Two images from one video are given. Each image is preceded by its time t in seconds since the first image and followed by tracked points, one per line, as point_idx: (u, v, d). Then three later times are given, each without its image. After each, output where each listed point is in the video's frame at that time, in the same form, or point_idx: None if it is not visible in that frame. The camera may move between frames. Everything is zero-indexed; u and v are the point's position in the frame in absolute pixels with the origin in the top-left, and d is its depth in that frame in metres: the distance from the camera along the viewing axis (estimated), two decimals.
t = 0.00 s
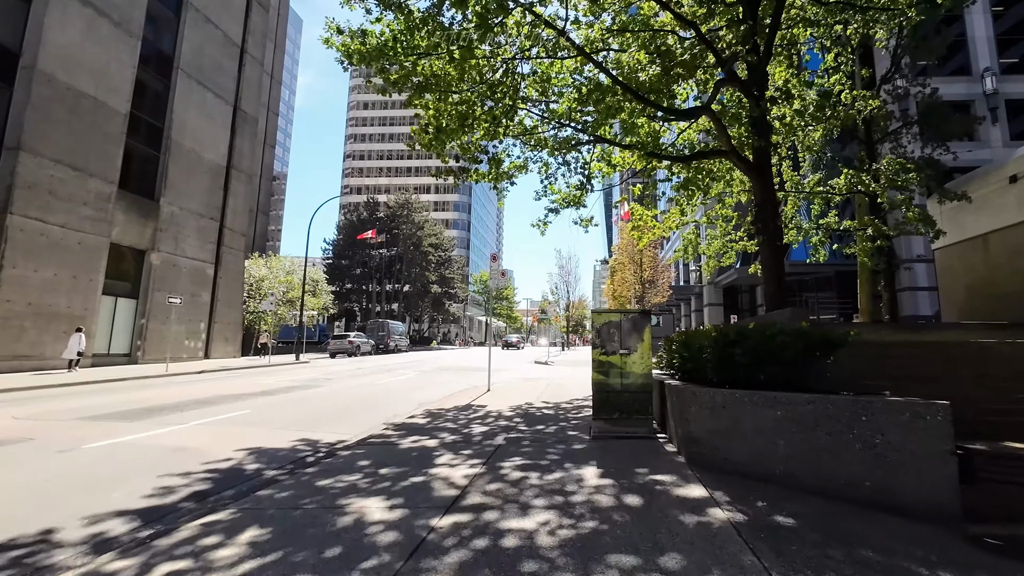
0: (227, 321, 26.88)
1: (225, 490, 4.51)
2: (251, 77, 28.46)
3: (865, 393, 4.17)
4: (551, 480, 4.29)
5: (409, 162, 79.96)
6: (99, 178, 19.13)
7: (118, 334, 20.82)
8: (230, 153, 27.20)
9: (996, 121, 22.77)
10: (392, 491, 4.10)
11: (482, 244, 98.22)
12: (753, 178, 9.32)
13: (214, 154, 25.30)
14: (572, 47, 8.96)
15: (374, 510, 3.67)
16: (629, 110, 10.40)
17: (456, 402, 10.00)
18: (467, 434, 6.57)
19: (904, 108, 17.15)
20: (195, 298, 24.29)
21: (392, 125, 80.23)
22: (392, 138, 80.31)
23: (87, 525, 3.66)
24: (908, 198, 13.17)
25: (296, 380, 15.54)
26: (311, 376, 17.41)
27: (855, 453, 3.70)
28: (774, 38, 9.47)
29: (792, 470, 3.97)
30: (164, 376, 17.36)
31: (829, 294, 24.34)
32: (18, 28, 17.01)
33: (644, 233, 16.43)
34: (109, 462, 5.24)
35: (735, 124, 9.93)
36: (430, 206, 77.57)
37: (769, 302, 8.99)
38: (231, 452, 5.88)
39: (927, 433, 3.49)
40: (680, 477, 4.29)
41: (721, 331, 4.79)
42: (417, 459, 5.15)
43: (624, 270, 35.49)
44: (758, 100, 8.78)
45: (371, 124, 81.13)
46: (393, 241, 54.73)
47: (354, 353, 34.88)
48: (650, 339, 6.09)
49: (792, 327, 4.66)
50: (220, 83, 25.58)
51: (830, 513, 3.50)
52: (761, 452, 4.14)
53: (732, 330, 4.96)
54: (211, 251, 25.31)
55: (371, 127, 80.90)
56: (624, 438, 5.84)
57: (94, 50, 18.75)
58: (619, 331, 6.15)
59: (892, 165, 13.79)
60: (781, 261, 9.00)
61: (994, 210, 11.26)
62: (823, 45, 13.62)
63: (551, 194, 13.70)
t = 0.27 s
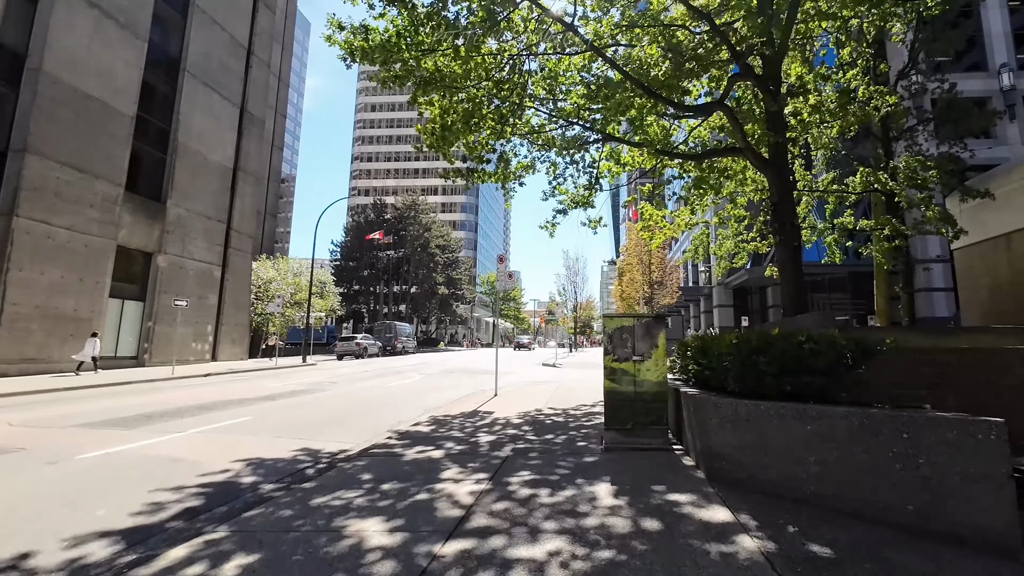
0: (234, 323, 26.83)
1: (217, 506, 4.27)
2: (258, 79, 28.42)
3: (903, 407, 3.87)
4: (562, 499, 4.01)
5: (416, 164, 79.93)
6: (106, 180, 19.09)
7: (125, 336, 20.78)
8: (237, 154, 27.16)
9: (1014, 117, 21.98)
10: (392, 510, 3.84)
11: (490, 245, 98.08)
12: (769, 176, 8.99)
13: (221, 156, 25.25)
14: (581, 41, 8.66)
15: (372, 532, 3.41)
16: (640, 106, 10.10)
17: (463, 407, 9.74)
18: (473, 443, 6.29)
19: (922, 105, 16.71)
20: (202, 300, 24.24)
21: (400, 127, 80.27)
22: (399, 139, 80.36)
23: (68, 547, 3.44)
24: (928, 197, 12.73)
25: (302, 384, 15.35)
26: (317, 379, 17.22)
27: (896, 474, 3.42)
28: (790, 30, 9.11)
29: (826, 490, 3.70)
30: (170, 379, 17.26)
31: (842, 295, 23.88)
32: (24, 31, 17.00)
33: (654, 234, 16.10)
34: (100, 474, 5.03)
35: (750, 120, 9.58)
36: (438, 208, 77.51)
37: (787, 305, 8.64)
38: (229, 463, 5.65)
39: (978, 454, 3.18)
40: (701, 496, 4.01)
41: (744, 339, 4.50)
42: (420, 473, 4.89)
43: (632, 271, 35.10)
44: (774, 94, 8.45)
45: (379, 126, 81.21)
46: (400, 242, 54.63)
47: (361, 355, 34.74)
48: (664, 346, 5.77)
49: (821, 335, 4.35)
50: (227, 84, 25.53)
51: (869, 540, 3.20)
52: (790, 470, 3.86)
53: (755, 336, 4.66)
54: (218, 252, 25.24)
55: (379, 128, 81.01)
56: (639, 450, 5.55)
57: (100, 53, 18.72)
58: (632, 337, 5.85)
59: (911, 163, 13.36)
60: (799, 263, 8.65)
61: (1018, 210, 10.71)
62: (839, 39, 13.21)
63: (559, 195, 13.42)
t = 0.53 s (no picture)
0: (245, 323, 26.87)
1: (217, 511, 4.07)
2: (266, 79, 28.40)
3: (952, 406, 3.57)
4: (580, 504, 3.76)
5: (425, 164, 79.92)
6: (116, 180, 19.11)
7: (135, 336, 20.81)
8: (246, 154, 27.16)
9: None
10: (400, 515, 3.62)
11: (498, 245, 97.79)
12: (789, 167, 8.64)
13: (230, 156, 25.24)
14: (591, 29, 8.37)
15: (378, 540, 3.19)
16: (653, 97, 9.80)
17: (472, 407, 9.48)
18: (483, 444, 6.06)
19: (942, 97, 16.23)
20: (212, 300, 24.24)
21: (408, 127, 80.30)
22: (408, 140, 80.46)
23: (57, 555, 3.24)
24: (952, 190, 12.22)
25: (310, 383, 15.20)
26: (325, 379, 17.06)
27: (952, 479, 3.14)
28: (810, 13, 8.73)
29: (868, 495, 3.43)
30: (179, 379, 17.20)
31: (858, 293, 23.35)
32: (34, 31, 17.04)
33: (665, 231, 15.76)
34: (99, 476, 4.85)
35: (769, 110, 9.22)
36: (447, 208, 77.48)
37: (809, 301, 8.27)
38: (232, 465, 5.46)
39: None
40: (733, 501, 3.78)
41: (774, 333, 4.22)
42: (430, 476, 4.66)
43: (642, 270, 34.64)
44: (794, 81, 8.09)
45: (388, 126, 81.28)
46: (409, 243, 54.56)
47: (370, 355, 34.64)
48: (685, 343, 5.44)
49: (859, 329, 4.06)
50: (236, 84, 25.52)
51: (921, 553, 2.91)
52: (829, 474, 3.61)
53: (785, 332, 4.39)
54: (228, 252, 25.23)
55: (388, 129, 81.12)
56: (659, 454, 5.26)
57: (110, 52, 18.75)
58: (650, 334, 5.58)
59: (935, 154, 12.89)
60: (821, 257, 8.30)
61: None
62: (859, 28, 12.78)
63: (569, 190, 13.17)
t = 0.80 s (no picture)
0: (255, 324, 26.83)
1: (214, 527, 3.81)
2: (276, 78, 28.32)
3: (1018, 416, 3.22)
4: (603, 523, 3.47)
5: (434, 164, 79.79)
6: (125, 180, 19.08)
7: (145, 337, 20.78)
8: (255, 154, 27.10)
9: None
10: (407, 535, 3.34)
11: (508, 244, 97.45)
12: (813, 161, 8.25)
13: (239, 155, 25.17)
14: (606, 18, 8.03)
15: (384, 566, 2.90)
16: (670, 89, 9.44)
17: (484, 411, 9.18)
18: (497, 452, 5.77)
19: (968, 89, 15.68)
20: (222, 300, 24.19)
21: (418, 127, 80.22)
22: (417, 140, 80.50)
23: None
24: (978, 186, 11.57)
25: (319, 385, 15.00)
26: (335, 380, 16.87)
27: None
28: None
29: (924, 515, 3.09)
30: (189, 380, 17.09)
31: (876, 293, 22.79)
32: (43, 31, 17.01)
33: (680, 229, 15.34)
34: (94, 486, 4.63)
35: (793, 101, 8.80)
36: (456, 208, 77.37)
37: (837, 302, 7.84)
38: (233, 474, 5.21)
39: None
40: (770, 519, 3.46)
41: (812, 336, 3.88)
42: (440, 489, 4.37)
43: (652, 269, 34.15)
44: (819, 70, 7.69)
45: (397, 126, 81.27)
46: (419, 243, 54.43)
47: (380, 355, 34.51)
48: (710, 346, 5.17)
49: (908, 331, 3.71)
50: (245, 83, 25.44)
51: None
52: (878, 491, 3.27)
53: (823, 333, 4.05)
54: (237, 252, 25.16)
55: (397, 129, 81.12)
56: (683, 465, 4.93)
57: (119, 52, 18.70)
58: (675, 335, 5.26)
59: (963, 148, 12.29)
60: (849, 256, 7.89)
61: None
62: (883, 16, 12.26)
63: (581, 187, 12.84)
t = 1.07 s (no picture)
0: (262, 322, 26.73)
1: (200, 535, 3.55)
2: (282, 76, 28.19)
3: None
4: (621, 533, 3.16)
5: (442, 163, 79.63)
6: (132, 177, 18.99)
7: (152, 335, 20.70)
8: (262, 152, 26.99)
9: None
10: (406, 546, 3.05)
11: (516, 243, 97.14)
12: (835, 147, 7.84)
13: (246, 153, 25.04)
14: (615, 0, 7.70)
15: None
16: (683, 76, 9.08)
17: (491, 410, 8.88)
18: (505, 453, 5.48)
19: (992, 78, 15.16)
20: (229, 299, 24.08)
21: (425, 126, 80.12)
22: (425, 139, 80.41)
23: None
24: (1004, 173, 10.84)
25: (324, 384, 14.77)
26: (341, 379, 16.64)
27: None
28: None
29: (984, 528, 2.76)
30: (194, 379, 16.94)
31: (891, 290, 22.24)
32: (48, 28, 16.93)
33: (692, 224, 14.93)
34: (79, 489, 4.39)
35: (812, 87, 8.40)
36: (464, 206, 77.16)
37: (861, 297, 7.43)
38: (227, 479, 4.95)
39: None
40: (807, 529, 3.14)
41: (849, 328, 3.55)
42: (443, 495, 4.07)
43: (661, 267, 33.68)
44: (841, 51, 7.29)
45: (404, 126, 81.22)
46: (426, 242, 54.27)
47: (387, 354, 34.33)
48: (732, 341, 4.84)
49: (959, 322, 3.35)
50: (251, 81, 25.32)
51: None
52: (931, 500, 2.94)
53: (862, 326, 3.71)
54: (244, 250, 25.05)
55: (405, 128, 81.08)
56: (704, 468, 4.59)
57: (124, 49, 18.60)
58: (694, 330, 4.93)
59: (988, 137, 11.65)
60: (873, 248, 7.48)
61: None
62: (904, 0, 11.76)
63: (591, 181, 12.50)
